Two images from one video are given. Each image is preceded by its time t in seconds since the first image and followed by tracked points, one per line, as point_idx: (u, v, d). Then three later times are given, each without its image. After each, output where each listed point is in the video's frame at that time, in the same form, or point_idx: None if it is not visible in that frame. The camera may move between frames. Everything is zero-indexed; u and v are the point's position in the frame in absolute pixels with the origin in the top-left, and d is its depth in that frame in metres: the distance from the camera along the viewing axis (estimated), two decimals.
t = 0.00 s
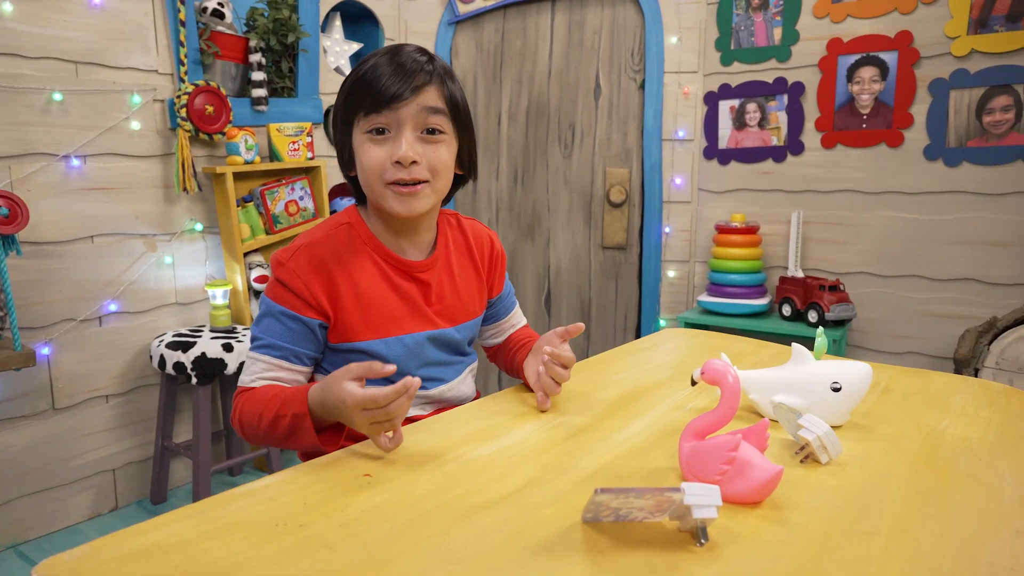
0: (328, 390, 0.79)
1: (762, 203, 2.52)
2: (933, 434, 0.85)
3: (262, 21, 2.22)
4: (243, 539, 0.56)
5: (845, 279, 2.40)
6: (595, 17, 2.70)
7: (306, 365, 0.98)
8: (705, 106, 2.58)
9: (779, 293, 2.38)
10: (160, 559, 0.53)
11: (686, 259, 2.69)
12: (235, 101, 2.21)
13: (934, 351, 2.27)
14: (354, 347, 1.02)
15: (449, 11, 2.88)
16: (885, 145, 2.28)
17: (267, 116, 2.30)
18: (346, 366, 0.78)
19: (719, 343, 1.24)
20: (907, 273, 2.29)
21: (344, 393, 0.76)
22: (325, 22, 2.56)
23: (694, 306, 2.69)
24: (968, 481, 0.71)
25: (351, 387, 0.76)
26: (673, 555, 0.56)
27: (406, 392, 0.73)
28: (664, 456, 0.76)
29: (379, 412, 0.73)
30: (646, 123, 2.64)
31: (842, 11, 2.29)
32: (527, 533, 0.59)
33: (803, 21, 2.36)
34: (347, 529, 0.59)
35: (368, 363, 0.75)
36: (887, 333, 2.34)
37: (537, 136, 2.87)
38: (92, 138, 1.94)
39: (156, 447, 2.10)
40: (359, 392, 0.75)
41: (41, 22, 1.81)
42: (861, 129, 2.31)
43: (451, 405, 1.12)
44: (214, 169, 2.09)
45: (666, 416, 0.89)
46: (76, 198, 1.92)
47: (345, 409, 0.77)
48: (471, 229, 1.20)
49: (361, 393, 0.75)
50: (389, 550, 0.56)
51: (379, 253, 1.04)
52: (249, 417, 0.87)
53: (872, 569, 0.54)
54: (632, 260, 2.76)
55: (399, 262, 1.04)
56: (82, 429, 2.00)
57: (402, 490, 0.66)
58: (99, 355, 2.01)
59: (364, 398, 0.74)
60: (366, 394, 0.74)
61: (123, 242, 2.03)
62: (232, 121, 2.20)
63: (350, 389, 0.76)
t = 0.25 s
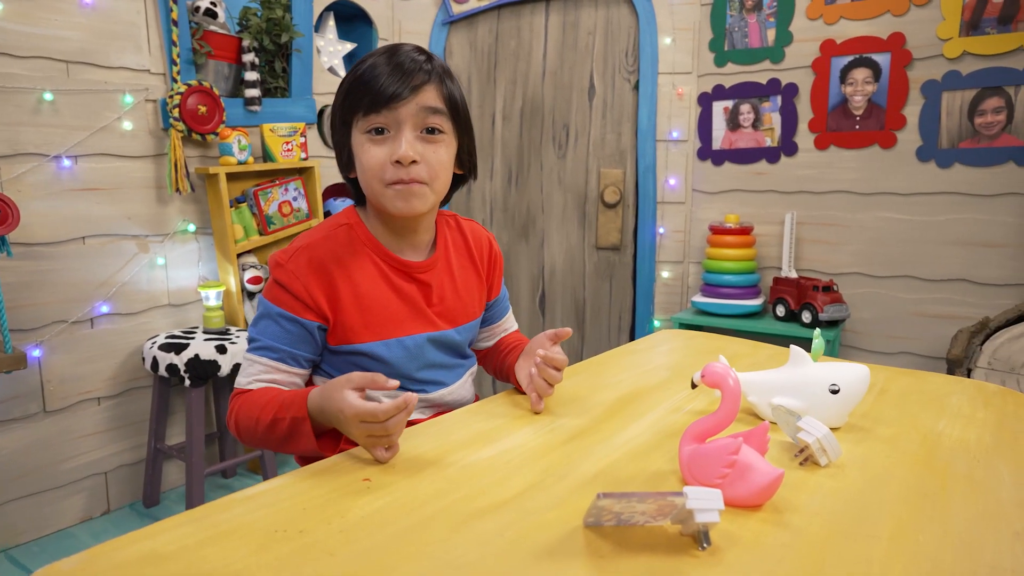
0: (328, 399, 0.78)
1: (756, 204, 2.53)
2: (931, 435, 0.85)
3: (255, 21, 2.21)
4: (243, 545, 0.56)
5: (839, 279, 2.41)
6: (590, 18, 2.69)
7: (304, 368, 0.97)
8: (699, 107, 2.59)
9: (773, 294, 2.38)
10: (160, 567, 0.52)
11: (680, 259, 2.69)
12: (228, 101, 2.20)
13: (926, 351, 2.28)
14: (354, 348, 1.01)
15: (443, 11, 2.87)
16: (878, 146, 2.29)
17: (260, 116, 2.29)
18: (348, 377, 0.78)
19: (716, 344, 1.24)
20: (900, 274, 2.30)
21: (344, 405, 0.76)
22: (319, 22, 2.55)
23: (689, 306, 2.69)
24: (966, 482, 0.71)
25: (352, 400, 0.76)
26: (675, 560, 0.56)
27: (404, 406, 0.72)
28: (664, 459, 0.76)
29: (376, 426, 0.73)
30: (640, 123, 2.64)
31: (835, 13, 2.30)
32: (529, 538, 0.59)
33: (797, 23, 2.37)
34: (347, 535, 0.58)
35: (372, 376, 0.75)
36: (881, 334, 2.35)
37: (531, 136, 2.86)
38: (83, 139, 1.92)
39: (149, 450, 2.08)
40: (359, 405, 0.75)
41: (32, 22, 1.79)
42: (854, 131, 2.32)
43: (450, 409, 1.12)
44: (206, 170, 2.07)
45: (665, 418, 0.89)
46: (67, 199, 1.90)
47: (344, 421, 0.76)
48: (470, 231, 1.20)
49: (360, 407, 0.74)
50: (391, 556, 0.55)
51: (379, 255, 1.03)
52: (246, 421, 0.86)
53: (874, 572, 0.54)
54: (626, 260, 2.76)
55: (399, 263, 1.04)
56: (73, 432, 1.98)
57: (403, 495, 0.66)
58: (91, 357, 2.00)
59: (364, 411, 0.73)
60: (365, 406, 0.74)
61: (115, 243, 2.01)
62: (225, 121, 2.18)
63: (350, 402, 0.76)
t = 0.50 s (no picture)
0: (349, 381, 0.76)
1: (750, 204, 2.54)
2: (928, 435, 0.85)
3: (248, 21, 2.20)
4: (243, 550, 0.56)
5: (832, 279, 2.42)
6: (584, 18, 2.69)
7: (306, 369, 0.96)
8: (693, 108, 2.59)
9: (767, 293, 2.39)
10: (160, 572, 0.52)
11: (675, 259, 2.69)
12: (222, 102, 2.19)
13: (919, 350, 2.29)
14: (353, 346, 1.00)
15: (437, 12, 2.86)
16: (872, 147, 2.30)
17: (254, 117, 2.28)
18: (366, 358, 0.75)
19: (713, 345, 1.24)
20: (894, 274, 2.31)
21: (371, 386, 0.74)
22: (312, 22, 2.55)
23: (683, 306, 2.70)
24: (964, 482, 0.71)
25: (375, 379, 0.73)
26: (677, 562, 0.56)
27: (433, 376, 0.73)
28: (663, 460, 0.76)
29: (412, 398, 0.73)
30: (635, 124, 2.64)
31: (829, 14, 2.30)
32: (530, 540, 0.59)
33: (791, 23, 2.38)
34: (348, 539, 0.58)
35: (392, 356, 0.72)
36: (874, 333, 2.36)
37: (526, 137, 2.86)
38: (75, 139, 1.91)
39: (142, 452, 2.07)
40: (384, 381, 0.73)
41: (24, 21, 1.78)
42: (847, 131, 2.33)
43: (448, 410, 1.11)
44: (200, 170, 2.06)
45: (664, 419, 0.89)
46: (59, 200, 1.89)
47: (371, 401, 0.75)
48: (461, 228, 1.20)
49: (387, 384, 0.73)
50: (393, 560, 0.55)
51: (374, 253, 1.03)
52: (252, 422, 0.85)
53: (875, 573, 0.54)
54: (621, 261, 2.77)
55: (394, 261, 1.04)
56: (66, 435, 1.97)
57: (403, 498, 0.66)
58: (83, 359, 1.98)
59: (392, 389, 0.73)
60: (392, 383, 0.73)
61: (108, 245, 2.00)
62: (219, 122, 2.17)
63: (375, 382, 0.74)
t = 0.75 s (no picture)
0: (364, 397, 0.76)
1: (745, 204, 2.54)
2: (925, 434, 0.85)
3: (243, 20, 2.19)
4: (242, 552, 0.55)
5: (827, 279, 2.42)
6: (579, 18, 2.69)
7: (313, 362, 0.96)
8: (688, 108, 2.60)
9: (762, 293, 2.40)
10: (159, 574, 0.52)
11: (670, 259, 2.70)
12: (216, 101, 2.18)
13: (913, 350, 2.30)
14: (352, 337, 1.00)
15: (432, 11, 2.86)
16: (866, 147, 2.30)
17: (248, 117, 2.27)
18: (375, 371, 0.74)
19: (710, 344, 1.24)
20: (888, 273, 2.32)
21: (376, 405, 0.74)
22: (307, 22, 2.54)
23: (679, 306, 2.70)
24: (962, 481, 0.72)
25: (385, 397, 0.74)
26: (678, 562, 0.56)
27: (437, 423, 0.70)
28: (663, 460, 0.76)
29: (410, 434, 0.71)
30: (630, 124, 2.65)
31: (823, 15, 2.31)
32: (531, 541, 0.59)
33: (785, 24, 2.38)
34: (349, 540, 0.58)
35: (393, 381, 0.71)
36: (869, 333, 2.37)
37: (521, 137, 2.86)
38: (69, 139, 1.90)
39: (136, 454, 2.06)
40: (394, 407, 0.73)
41: (16, 20, 1.77)
42: (842, 131, 2.33)
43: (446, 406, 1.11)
44: (194, 170, 2.05)
45: (662, 418, 0.89)
46: (53, 200, 1.88)
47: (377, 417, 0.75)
48: (450, 220, 1.20)
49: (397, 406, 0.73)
50: (394, 561, 0.55)
51: (369, 244, 1.03)
52: (267, 425, 0.85)
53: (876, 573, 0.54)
54: (616, 260, 2.77)
55: (388, 250, 1.04)
56: (59, 436, 1.95)
57: (403, 499, 0.66)
58: (77, 360, 1.97)
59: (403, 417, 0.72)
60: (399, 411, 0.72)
61: (101, 245, 1.99)
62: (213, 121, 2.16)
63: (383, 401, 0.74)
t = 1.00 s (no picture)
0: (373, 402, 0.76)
1: (740, 204, 2.55)
2: (923, 433, 0.86)
3: (237, 19, 2.18)
4: (242, 554, 0.55)
5: (822, 278, 2.43)
6: (574, 18, 2.69)
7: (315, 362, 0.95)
8: (684, 108, 2.60)
9: (758, 293, 2.40)
10: None
11: (665, 259, 2.70)
12: (210, 101, 2.17)
13: (908, 349, 2.31)
14: (352, 338, 0.99)
15: (427, 11, 2.86)
16: (860, 147, 2.31)
17: (243, 116, 2.26)
18: (386, 376, 0.75)
19: (707, 344, 1.24)
20: (883, 273, 2.33)
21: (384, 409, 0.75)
22: (302, 21, 2.53)
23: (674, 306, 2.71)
24: (960, 480, 0.72)
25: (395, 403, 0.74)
26: (679, 562, 0.56)
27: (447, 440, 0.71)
28: (662, 459, 0.76)
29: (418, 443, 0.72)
30: (625, 123, 2.65)
31: (817, 15, 2.32)
32: (531, 541, 0.59)
33: (780, 24, 2.39)
34: (349, 541, 0.58)
35: (405, 387, 0.71)
36: (863, 332, 2.38)
37: (516, 137, 2.86)
38: (62, 139, 1.89)
39: (130, 455, 2.05)
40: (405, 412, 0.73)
41: (9, 19, 1.76)
42: (836, 131, 2.34)
43: (444, 406, 1.10)
44: (189, 170, 2.04)
45: (661, 418, 0.89)
46: (46, 200, 1.87)
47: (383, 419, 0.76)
48: (448, 223, 1.20)
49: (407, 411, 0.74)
50: (395, 562, 0.55)
51: (368, 245, 1.02)
52: (272, 427, 0.85)
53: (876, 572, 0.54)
54: (612, 260, 2.77)
55: (387, 252, 1.03)
56: (53, 438, 1.94)
57: (402, 500, 0.65)
58: (71, 361, 1.96)
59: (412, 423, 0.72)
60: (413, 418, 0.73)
61: (94, 246, 1.98)
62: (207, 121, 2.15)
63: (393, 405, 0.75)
